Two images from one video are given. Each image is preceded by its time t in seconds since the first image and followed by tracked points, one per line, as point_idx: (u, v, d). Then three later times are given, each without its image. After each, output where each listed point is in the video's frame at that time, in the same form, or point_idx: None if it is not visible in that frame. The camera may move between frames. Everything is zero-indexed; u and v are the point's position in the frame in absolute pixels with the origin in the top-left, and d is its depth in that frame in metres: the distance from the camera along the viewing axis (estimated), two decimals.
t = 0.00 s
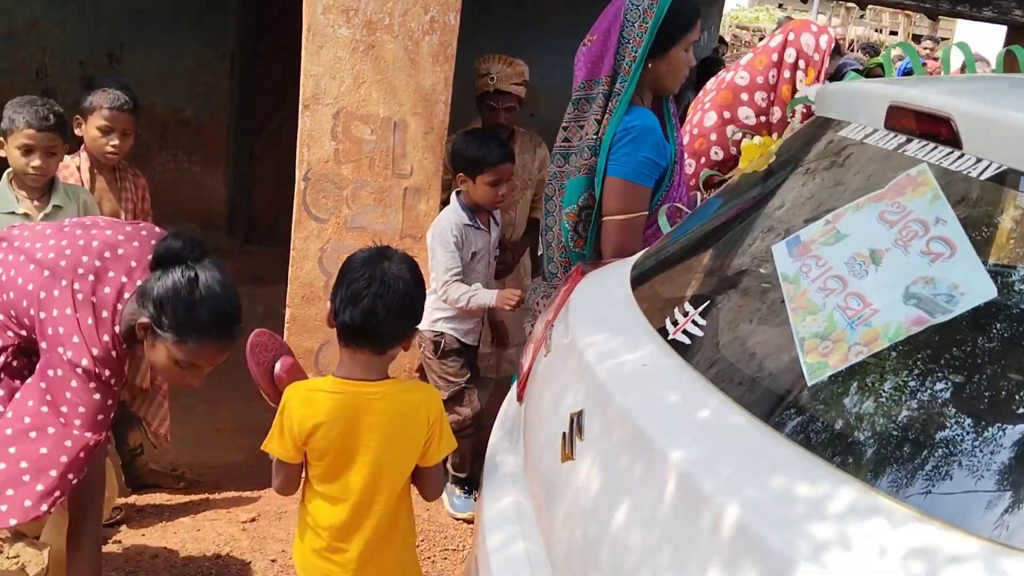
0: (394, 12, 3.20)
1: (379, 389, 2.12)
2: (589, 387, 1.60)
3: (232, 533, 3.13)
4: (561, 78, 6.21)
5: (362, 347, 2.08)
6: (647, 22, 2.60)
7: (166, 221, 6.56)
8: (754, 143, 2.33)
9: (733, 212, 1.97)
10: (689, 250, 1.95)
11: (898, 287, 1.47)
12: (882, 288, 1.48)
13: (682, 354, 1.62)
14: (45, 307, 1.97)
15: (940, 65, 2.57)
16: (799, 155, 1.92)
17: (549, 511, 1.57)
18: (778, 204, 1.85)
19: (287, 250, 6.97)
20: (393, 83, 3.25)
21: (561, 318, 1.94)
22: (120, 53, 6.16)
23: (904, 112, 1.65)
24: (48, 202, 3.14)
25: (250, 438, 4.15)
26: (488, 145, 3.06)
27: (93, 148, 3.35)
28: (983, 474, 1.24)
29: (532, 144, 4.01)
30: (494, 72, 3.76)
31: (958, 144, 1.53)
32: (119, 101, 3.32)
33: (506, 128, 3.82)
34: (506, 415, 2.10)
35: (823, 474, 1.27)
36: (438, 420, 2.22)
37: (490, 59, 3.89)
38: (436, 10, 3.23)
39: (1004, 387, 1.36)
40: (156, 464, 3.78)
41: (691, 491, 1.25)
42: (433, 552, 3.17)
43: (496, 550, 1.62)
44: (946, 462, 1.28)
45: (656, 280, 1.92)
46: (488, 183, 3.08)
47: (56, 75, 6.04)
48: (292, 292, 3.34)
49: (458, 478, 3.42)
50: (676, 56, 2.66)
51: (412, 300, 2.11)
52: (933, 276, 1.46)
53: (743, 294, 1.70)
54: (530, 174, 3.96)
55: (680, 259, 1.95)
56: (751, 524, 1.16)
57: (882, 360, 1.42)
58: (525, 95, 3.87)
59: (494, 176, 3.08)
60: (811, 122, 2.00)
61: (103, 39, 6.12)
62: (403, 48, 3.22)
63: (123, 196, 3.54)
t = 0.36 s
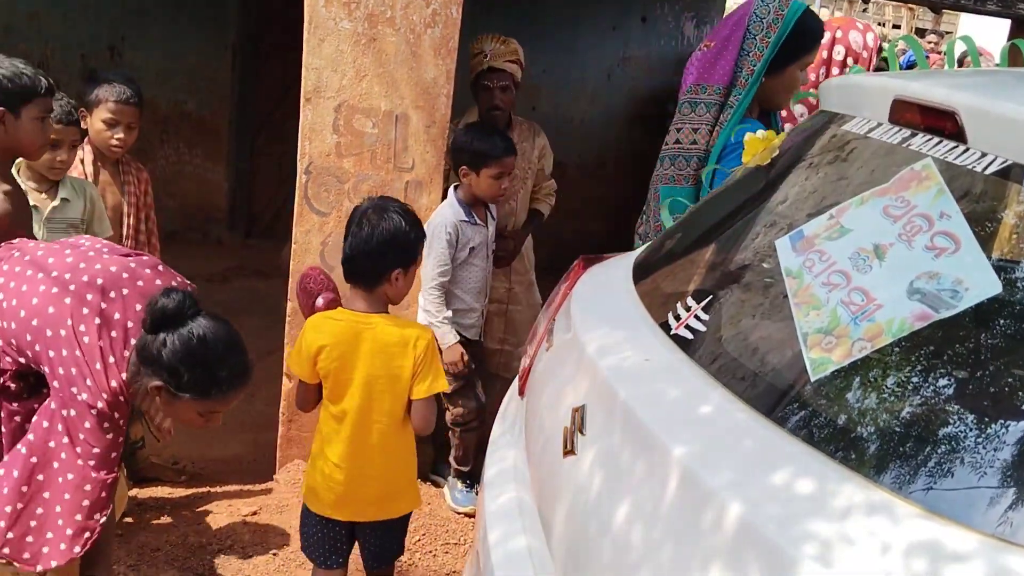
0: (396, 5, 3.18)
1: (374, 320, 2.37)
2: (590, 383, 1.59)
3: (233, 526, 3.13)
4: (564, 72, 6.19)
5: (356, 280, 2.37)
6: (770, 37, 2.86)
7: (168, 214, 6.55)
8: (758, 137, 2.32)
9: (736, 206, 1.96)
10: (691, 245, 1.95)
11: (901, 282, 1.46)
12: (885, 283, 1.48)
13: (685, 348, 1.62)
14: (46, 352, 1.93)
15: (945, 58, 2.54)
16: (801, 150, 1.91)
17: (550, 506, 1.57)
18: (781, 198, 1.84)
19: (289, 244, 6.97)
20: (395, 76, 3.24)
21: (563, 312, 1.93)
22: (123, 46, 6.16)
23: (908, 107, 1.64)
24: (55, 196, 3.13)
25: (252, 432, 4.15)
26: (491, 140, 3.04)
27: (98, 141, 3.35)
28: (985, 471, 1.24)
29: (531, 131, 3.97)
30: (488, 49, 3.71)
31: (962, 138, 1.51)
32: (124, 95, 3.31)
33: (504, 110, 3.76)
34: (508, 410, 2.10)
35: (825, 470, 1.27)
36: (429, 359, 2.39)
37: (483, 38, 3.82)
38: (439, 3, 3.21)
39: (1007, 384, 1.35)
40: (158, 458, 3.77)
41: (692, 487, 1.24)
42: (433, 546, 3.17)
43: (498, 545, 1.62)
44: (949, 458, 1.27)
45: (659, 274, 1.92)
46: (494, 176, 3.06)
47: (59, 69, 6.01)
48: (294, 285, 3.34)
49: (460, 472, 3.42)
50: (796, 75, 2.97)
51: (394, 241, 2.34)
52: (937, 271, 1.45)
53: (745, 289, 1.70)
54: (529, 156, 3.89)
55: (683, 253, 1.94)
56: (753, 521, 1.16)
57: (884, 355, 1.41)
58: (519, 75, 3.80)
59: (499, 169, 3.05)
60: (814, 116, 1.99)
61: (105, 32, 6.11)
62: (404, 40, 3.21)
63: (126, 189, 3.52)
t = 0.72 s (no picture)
0: None
1: (403, 277, 2.48)
2: (588, 379, 1.59)
3: (233, 522, 3.13)
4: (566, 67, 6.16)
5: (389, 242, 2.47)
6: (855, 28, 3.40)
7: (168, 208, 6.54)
8: (757, 132, 2.30)
9: (735, 202, 1.96)
10: (691, 241, 1.94)
11: (901, 278, 1.46)
12: (885, 279, 1.47)
13: (684, 344, 1.61)
14: (47, 236, 1.99)
15: (945, 52, 2.53)
16: (802, 145, 1.90)
17: (549, 502, 1.57)
18: (781, 193, 1.84)
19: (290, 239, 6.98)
20: (395, 71, 3.23)
21: (563, 307, 1.93)
22: (123, 41, 6.16)
23: (908, 102, 1.64)
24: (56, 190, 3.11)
25: (252, 427, 4.14)
26: (515, 143, 3.00)
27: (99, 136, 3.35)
28: (984, 468, 1.23)
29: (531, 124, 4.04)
30: (494, 38, 3.79)
31: (961, 132, 1.53)
32: (125, 89, 3.31)
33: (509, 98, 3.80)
34: (508, 404, 2.10)
35: (823, 466, 1.27)
36: (445, 313, 2.46)
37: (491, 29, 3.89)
38: None
39: (1006, 380, 1.34)
40: (158, 453, 3.77)
41: (690, 484, 1.24)
42: (433, 541, 3.17)
43: (497, 539, 1.62)
44: (946, 455, 1.27)
45: (658, 270, 1.91)
46: (518, 180, 2.99)
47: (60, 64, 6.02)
48: (294, 280, 3.34)
49: (461, 467, 3.42)
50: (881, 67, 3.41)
51: (427, 212, 2.42)
52: (937, 267, 1.45)
53: (745, 284, 1.69)
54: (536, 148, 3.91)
55: (682, 248, 1.94)
56: (750, 518, 1.16)
57: (883, 351, 1.41)
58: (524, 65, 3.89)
59: (524, 172, 3.00)
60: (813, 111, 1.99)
61: (105, 27, 6.11)
62: (403, 35, 3.20)
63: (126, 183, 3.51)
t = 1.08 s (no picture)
0: None
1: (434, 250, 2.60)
2: (587, 375, 1.59)
3: (233, 517, 3.12)
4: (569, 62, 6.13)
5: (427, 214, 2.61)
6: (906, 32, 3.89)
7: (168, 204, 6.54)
8: (757, 129, 2.29)
9: (734, 198, 1.96)
10: (690, 237, 1.94)
11: (900, 274, 1.46)
12: (884, 275, 1.47)
13: (684, 340, 1.61)
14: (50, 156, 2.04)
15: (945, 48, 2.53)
16: (801, 141, 1.90)
17: (547, 497, 1.57)
18: (781, 189, 1.83)
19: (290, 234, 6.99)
20: (394, 67, 3.23)
21: (561, 302, 1.93)
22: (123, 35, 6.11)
23: (908, 98, 1.64)
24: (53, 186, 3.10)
25: (252, 423, 4.14)
26: (513, 120, 3.00)
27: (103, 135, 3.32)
28: (982, 464, 1.23)
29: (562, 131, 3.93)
30: (529, 40, 3.64)
31: (961, 129, 1.52)
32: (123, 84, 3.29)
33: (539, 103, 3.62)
34: (507, 399, 2.10)
35: (822, 462, 1.27)
36: (458, 287, 2.53)
37: (525, 29, 3.78)
38: None
39: (1006, 376, 1.35)
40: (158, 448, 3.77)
41: (689, 480, 1.24)
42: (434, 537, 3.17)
43: (496, 533, 1.62)
44: (945, 451, 1.27)
45: (658, 266, 1.91)
46: (518, 157, 2.98)
47: (59, 59, 6.01)
48: (293, 275, 3.34)
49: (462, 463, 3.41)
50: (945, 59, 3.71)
51: (460, 189, 2.53)
52: (936, 263, 1.45)
53: (745, 280, 1.69)
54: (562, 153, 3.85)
55: (682, 245, 1.94)
56: (748, 514, 1.16)
57: (882, 347, 1.41)
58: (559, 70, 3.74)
59: (523, 148, 2.98)
60: (813, 107, 1.98)
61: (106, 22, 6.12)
62: (403, 30, 3.19)
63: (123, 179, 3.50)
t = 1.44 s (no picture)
0: None
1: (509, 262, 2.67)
2: (588, 371, 1.59)
3: (233, 513, 3.12)
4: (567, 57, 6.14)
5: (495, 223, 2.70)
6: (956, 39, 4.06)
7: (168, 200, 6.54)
8: (758, 125, 2.28)
9: (735, 195, 1.96)
10: (691, 233, 1.94)
11: (901, 270, 1.46)
12: (884, 272, 1.47)
13: (684, 336, 1.61)
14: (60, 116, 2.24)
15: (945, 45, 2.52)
16: (802, 137, 1.90)
17: (548, 492, 1.57)
18: (782, 185, 1.83)
19: (291, 231, 6.99)
20: (395, 63, 3.23)
21: (562, 298, 1.93)
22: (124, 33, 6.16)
23: (909, 93, 1.63)
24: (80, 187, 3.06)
25: (252, 419, 4.14)
26: (530, 114, 3.02)
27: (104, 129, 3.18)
28: (984, 459, 1.23)
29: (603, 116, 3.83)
30: (568, 20, 3.61)
31: (962, 125, 1.51)
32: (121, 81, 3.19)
33: (578, 85, 3.66)
34: (507, 395, 2.10)
35: (822, 458, 1.27)
36: (520, 296, 2.59)
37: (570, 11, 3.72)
38: None
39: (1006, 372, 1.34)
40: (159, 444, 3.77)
41: (690, 474, 1.24)
42: (434, 534, 3.17)
43: (496, 527, 1.63)
44: (946, 446, 1.27)
45: (658, 262, 1.91)
46: (539, 150, 3.01)
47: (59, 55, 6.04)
48: (294, 272, 3.35)
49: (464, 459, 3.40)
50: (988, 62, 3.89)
51: (525, 200, 2.62)
52: (936, 259, 1.45)
53: (745, 276, 1.69)
54: (597, 137, 3.79)
55: (682, 241, 1.94)
56: (749, 509, 1.16)
57: (883, 343, 1.41)
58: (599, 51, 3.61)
59: (544, 141, 3.02)
60: (814, 103, 1.98)
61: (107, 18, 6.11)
62: (403, 26, 3.20)
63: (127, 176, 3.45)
